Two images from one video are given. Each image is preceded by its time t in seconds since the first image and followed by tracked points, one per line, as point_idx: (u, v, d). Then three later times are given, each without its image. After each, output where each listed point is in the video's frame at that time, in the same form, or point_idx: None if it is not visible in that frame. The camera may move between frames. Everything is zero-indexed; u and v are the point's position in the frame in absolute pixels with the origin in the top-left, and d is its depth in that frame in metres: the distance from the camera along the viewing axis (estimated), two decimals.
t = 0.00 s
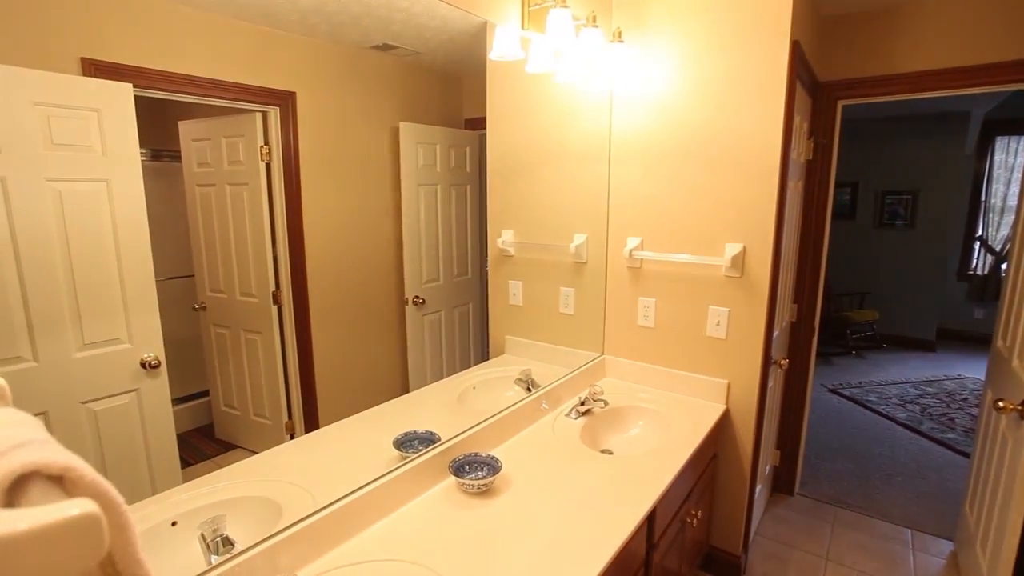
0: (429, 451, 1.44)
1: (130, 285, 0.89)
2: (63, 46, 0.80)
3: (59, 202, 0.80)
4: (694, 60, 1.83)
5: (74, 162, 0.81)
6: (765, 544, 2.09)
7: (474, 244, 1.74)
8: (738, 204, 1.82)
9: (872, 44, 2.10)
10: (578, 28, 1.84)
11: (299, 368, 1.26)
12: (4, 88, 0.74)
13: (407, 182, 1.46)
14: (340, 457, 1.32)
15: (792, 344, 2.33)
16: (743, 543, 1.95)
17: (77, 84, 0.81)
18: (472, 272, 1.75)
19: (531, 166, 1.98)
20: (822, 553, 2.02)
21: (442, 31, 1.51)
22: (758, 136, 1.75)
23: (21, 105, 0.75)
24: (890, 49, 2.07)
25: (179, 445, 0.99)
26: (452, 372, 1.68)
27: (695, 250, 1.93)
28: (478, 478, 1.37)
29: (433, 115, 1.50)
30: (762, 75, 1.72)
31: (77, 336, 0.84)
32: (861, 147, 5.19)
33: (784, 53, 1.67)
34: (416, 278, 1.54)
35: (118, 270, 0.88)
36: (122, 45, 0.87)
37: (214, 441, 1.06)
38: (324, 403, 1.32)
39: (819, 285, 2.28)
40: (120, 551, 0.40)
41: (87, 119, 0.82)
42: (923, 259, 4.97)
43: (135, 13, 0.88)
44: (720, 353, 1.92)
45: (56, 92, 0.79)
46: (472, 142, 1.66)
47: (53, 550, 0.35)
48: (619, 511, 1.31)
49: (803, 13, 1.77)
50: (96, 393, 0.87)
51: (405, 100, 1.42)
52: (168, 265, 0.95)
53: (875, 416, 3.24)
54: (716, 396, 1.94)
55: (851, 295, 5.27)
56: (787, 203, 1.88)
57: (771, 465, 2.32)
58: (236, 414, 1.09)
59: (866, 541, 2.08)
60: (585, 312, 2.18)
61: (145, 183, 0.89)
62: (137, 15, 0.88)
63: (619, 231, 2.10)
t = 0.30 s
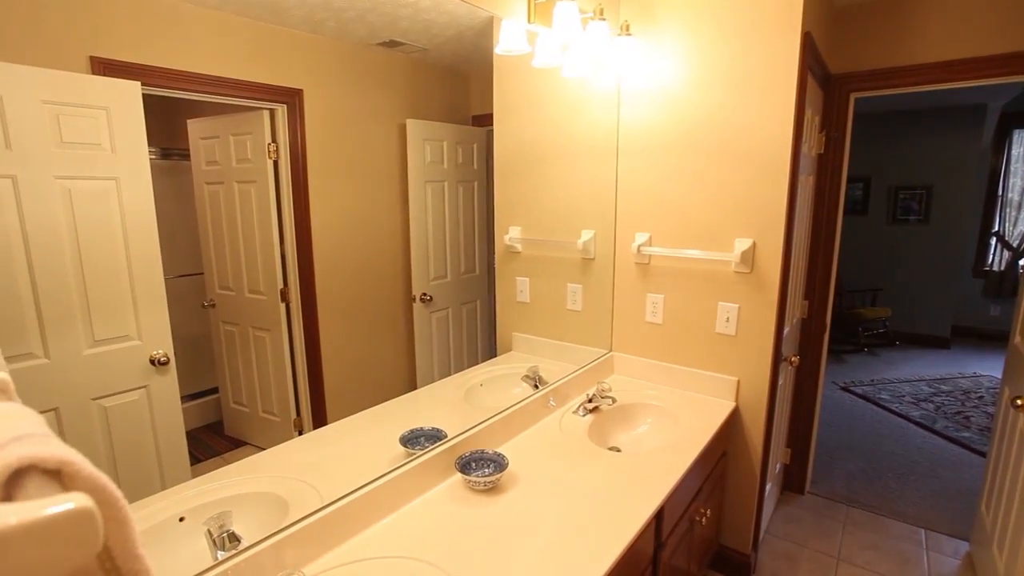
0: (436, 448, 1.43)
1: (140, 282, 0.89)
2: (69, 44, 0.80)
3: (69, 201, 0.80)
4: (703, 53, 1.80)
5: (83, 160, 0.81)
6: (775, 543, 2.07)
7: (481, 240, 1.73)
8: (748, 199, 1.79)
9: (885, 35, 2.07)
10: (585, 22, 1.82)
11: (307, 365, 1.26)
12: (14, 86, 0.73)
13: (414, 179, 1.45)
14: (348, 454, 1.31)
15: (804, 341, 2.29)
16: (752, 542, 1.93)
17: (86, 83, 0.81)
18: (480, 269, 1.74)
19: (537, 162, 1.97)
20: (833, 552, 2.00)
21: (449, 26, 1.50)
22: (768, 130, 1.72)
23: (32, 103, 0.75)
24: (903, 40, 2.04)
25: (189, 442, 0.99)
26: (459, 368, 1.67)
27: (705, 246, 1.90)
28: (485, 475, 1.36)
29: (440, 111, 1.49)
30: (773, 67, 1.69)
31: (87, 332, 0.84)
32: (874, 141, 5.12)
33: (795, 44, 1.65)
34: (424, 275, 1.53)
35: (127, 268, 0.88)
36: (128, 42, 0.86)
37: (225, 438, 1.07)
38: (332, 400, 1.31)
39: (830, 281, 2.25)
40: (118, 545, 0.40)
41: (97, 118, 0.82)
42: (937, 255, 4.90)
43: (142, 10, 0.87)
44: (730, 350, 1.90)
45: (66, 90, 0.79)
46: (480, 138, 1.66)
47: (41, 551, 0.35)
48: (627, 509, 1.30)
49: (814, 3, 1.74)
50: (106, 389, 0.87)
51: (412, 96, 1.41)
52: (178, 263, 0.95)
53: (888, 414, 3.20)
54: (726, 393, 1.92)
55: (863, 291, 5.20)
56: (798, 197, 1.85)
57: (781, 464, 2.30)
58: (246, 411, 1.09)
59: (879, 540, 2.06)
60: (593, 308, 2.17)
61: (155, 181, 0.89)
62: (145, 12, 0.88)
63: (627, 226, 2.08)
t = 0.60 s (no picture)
0: (440, 446, 1.43)
1: (144, 282, 0.90)
2: (71, 44, 0.80)
3: (74, 202, 0.80)
4: (707, 48, 1.79)
5: (88, 160, 0.81)
6: (782, 542, 2.06)
7: (484, 238, 1.72)
8: (753, 195, 1.78)
9: (891, 29, 2.05)
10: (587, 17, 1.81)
11: (312, 364, 1.26)
12: (19, 86, 0.73)
13: (418, 177, 1.45)
14: (351, 453, 1.31)
15: (810, 338, 2.28)
16: (759, 541, 1.92)
17: (90, 83, 0.81)
18: (483, 267, 1.74)
19: (540, 159, 1.96)
20: (841, 551, 1.99)
21: (451, 24, 1.49)
22: (773, 126, 1.71)
23: (37, 103, 0.75)
24: (909, 34, 2.02)
25: (195, 441, 0.99)
26: (463, 367, 1.67)
27: (709, 243, 1.89)
28: (488, 473, 1.36)
29: (443, 109, 1.49)
30: (778, 63, 1.67)
31: (92, 332, 0.84)
32: (880, 137, 5.09)
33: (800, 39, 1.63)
34: (427, 273, 1.53)
35: (132, 268, 0.88)
36: (130, 42, 0.86)
37: (231, 438, 1.07)
38: (336, 400, 1.31)
39: (836, 278, 2.24)
40: (119, 542, 0.39)
41: (100, 118, 0.82)
42: (944, 252, 4.86)
43: (144, 10, 0.87)
44: (736, 348, 1.89)
45: (71, 91, 0.79)
46: (483, 137, 1.65)
47: (40, 548, 0.35)
48: (632, 508, 1.29)
49: None
50: (112, 389, 0.87)
51: (415, 95, 1.41)
52: (183, 263, 0.95)
53: (895, 412, 3.18)
54: (731, 391, 1.91)
55: (870, 289, 5.17)
56: (804, 192, 1.83)
57: (788, 462, 2.28)
58: (251, 410, 1.09)
59: (887, 540, 2.04)
60: (597, 306, 2.16)
61: (159, 181, 0.90)
62: (148, 13, 0.88)
63: (631, 223, 2.07)
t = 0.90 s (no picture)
0: (442, 446, 1.43)
1: (146, 282, 0.89)
2: (71, 45, 0.80)
3: (75, 203, 0.80)
4: (707, 45, 1.79)
5: (88, 162, 0.81)
6: (786, 540, 2.05)
7: (486, 237, 1.72)
8: (756, 192, 1.77)
9: (892, 25, 2.04)
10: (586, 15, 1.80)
11: (314, 365, 1.25)
12: (19, 87, 0.73)
13: (419, 177, 1.45)
14: (354, 453, 1.31)
15: (813, 336, 2.27)
16: (763, 539, 1.91)
17: (91, 85, 0.81)
18: (485, 266, 1.74)
19: (541, 158, 1.96)
20: (845, 549, 1.98)
21: (451, 23, 1.49)
22: (774, 123, 1.70)
23: (37, 104, 0.75)
24: (910, 30, 2.02)
25: (197, 442, 1.00)
26: (465, 366, 1.67)
27: (711, 240, 1.89)
28: (490, 472, 1.36)
29: (443, 109, 1.48)
30: (779, 59, 1.67)
31: (94, 333, 0.84)
32: (882, 134, 5.08)
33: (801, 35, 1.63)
34: (429, 273, 1.53)
35: (133, 269, 0.88)
36: (130, 42, 0.86)
37: (231, 438, 1.08)
38: (339, 400, 1.31)
39: (839, 275, 2.23)
40: (119, 542, 0.39)
41: (100, 119, 0.82)
42: (947, 249, 4.85)
43: (143, 10, 0.87)
44: (738, 346, 1.88)
45: (71, 92, 0.79)
46: (483, 136, 1.65)
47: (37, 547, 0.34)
48: (635, 506, 1.28)
49: None
50: (113, 390, 0.87)
51: (415, 94, 1.41)
52: (185, 263, 0.95)
53: (899, 410, 3.17)
54: (734, 389, 1.90)
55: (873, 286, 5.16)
56: (806, 188, 1.83)
57: (791, 460, 2.28)
58: (253, 411, 1.09)
59: (892, 538, 2.03)
60: (599, 305, 2.16)
61: (160, 182, 0.89)
62: (148, 13, 0.88)
63: (632, 221, 2.07)
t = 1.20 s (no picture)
0: (443, 445, 1.42)
1: (145, 283, 0.89)
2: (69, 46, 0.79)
3: (74, 204, 0.79)
4: (706, 42, 1.78)
5: (87, 163, 0.80)
6: (788, 538, 2.05)
7: (486, 237, 1.72)
8: (756, 189, 1.77)
9: (892, 21, 2.04)
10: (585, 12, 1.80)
11: (314, 365, 1.25)
12: (18, 88, 0.73)
13: (418, 176, 1.44)
14: (354, 453, 1.30)
15: (814, 333, 2.27)
16: (764, 537, 1.91)
17: (89, 85, 0.81)
18: (485, 266, 1.73)
19: (540, 156, 1.95)
20: (847, 547, 1.97)
21: (450, 22, 1.49)
22: (774, 120, 1.70)
23: (35, 105, 0.75)
24: (909, 26, 2.01)
25: (198, 443, 0.99)
26: (465, 365, 1.66)
27: (711, 238, 1.88)
28: (491, 471, 1.35)
29: (443, 108, 1.48)
30: (778, 56, 1.66)
31: (94, 335, 0.83)
32: (881, 131, 5.08)
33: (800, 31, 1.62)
34: (429, 273, 1.52)
35: (133, 270, 0.87)
36: (128, 43, 0.86)
37: (232, 439, 1.07)
38: (339, 400, 1.31)
39: (840, 272, 2.22)
40: (117, 542, 0.39)
41: (99, 120, 0.82)
42: (947, 246, 4.84)
43: (142, 10, 0.87)
44: (739, 344, 1.88)
45: (70, 93, 0.78)
46: (483, 136, 1.65)
47: (34, 546, 0.34)
48: (637, 505, 1.28)
49: None
50: (114, 391, 0.86)
51: (414, 93, 1.40)
52: (184, 264, 0.94)
53: (901, 407, 3.16)
54: (735, 387, 1.90)
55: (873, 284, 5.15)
56: (806, 186, 1.82)
57: (793, 458, 2.27)
58: (254, 412, 1.08)
59: (894, 535, 2.02)
60: (600, 303, 2.16)
61: (159, 183, 0.89)
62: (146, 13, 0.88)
63: (633, 219, 2.06)
